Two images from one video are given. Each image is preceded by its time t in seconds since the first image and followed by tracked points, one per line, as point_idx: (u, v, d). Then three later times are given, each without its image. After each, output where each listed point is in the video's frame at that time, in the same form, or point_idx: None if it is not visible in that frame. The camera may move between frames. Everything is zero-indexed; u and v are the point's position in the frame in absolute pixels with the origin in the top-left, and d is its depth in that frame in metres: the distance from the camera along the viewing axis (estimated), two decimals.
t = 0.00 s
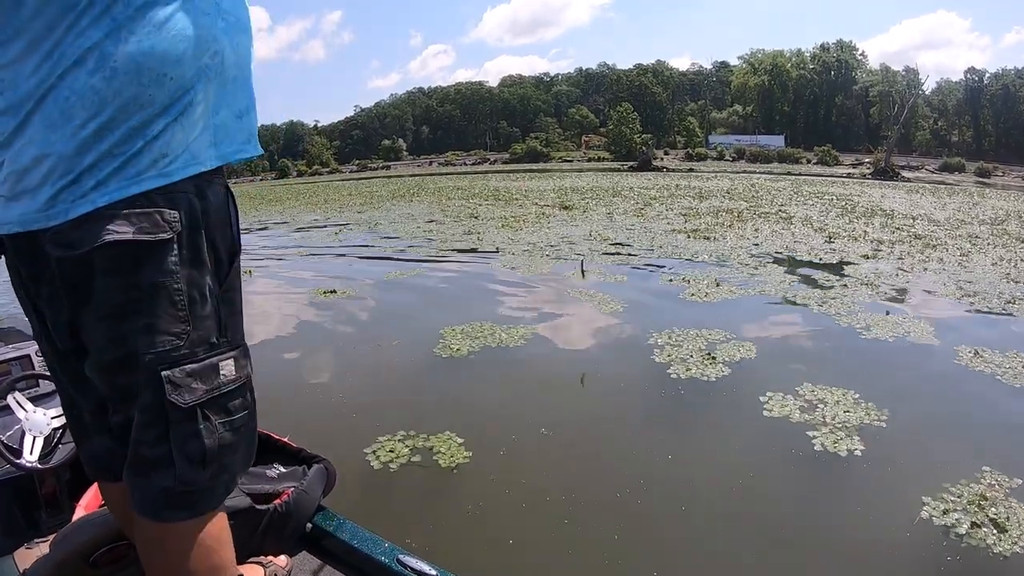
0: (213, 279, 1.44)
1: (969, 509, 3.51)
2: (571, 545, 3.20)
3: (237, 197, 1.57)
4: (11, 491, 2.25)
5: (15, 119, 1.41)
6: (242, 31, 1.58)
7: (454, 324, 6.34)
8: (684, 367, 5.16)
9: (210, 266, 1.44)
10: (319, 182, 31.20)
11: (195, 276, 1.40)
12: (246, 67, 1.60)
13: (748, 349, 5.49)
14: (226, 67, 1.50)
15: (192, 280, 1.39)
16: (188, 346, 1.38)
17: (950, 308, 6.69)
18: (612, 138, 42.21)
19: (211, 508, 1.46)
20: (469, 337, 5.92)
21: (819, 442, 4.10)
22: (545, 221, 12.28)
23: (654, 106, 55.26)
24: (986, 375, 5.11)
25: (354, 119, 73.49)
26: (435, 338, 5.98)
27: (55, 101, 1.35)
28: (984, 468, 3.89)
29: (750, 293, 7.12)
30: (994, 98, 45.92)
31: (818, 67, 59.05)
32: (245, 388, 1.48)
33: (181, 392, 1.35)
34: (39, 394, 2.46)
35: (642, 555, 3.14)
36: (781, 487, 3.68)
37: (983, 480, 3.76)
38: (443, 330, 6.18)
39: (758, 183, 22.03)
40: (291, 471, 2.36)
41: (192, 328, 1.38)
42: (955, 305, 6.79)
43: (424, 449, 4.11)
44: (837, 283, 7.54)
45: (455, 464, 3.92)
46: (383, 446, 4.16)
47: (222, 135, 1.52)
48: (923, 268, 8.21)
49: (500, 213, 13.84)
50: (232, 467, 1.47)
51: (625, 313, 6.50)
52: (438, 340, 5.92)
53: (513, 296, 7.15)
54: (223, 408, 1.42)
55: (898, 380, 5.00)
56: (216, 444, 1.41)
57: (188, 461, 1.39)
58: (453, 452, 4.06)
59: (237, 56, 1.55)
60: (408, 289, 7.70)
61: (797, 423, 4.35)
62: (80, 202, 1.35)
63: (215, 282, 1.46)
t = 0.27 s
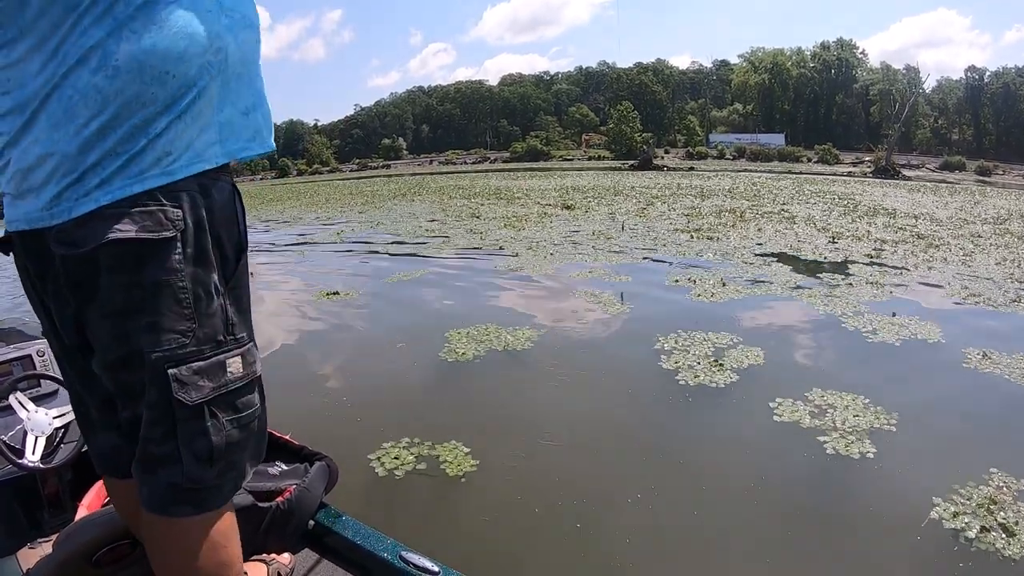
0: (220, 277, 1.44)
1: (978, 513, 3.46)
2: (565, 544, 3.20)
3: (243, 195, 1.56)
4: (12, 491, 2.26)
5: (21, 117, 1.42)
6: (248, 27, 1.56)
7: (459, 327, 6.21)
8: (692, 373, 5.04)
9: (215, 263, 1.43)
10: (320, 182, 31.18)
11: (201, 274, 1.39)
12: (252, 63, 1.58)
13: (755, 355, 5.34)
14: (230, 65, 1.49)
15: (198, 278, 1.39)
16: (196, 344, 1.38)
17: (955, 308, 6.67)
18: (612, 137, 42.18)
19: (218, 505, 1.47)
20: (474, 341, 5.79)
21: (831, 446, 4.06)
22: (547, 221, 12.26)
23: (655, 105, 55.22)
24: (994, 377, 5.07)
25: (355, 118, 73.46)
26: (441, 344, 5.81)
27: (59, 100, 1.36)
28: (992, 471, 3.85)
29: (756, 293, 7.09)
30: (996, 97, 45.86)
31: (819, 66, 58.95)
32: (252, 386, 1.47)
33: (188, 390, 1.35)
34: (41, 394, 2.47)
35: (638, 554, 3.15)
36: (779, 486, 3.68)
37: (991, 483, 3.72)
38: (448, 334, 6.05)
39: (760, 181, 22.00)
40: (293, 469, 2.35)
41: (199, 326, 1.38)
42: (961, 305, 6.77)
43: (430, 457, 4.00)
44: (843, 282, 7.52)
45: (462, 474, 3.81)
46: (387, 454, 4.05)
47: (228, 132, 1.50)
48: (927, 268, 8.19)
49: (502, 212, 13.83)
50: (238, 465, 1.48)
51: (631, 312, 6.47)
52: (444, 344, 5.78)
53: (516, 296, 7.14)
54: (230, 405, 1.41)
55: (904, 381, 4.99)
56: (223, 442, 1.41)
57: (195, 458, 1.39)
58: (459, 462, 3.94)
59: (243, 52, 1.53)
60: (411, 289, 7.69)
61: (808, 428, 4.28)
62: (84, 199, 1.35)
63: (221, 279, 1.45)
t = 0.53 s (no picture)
0: (216, 277, 1.43)
1: (988, 516, 3.45)
2: (564, 545, 3.21)
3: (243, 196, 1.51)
4: (12, 491, 2.25)
5: (18, 117, 1.44)
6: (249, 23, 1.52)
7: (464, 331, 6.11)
8: (700, 379, 4.95)
9: (212, 263, 1.41)
10: (319, 182, 31.07)
11: (194, 275, 1.38)
12: (254, 62, 1.53)
13: (763, 361, 5.24)
14: (229, 64, 1.46)
15: (192, 279, 1.38)
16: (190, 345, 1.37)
17: (960, 310, 6.66)
18: (612, 137, 42.16)
19: (218, 505, 1.47)
20: (477, 345, 5.68)
21: (840, 446, 4.07)
22: (549, 222, 12.25)
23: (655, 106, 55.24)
24: (1001, 380, 5.04)
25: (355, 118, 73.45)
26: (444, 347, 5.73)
27: (51, 100, 1.37)
28: (999, 476, 3.81)
29: (761, 295, 7.04)
30: (995, 98, 45.90)
31: (819, 66, 58.92)
32: (250, 387, 1.46)
33: (181, 392, 1.35)
34: (42, 393, 2.46)
35: (636, 553, 3.15)
36: (781, 488, 3.67)
37: (1000, 488, 3.69)
38: (451, 338, 5.93)
39: (761, 182, 22.00)
40: (295, 467, 2.33)
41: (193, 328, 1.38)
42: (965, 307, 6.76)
43: (436, 459, 3.99)
44: (849, 285, 7.48)
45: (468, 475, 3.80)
46: (394, 454, 4.04)
47: (227, 132, 1.47)
48: (931, 270, 8.18)
49: (503, 213, 13.82)
50: (240, 467, 1.47)
51: (636, 314, 6.43)
52: (447, 348, 5.69)
53: (519, 297, 7.12)
54: (226, 407, 1.41)
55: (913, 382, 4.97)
56: (220, 444, 1.40)
57: (191, 459, 1.39)
58: (464, 463, 3.93)
59: (243, 51, 1.50)
60: (413, 289, 7.67)
61: (817, 429, 4.27)
62: (75, 198, 1.36)
63: (219, 280, 1.43)
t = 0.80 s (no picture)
0: (205, 280, 1.42)
1: (999, 520, 3.42)
2: (568, 543, 3.23)
3: (235, 200, 1.49)
4: (12, 490, 2.26)
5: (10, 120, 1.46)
6: (240, 24, 1.48)
7: (466, 333, 6.09)
8: (708, 380, 4.94)
9: (199, 266, 1.41)
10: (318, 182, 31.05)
11: (180, 278, 1.38)
12: (247, 64, 1.49)
13: (769, 362, 5.25)
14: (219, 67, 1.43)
15: (177, 282, 1.38)
16: (176, 348, 1.37)
17: (963, 311, 6.66)
18: (612, 138, 42.16)
19: (210, 509, 1.47)
20: (481, 348, 5.67)
21: (848, 449, 4.03)
22: (550, 223, 12.24)
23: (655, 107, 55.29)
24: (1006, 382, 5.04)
25: (355, 118, 73.48)
26: (447, 349, 5.71)
27: (37, 103, 1.38)
28: (1008, 478, 3.80)
29: (765, 297, 7.00)
30: (995, 99, 45.99)
31: (819, 68, 58.97)
32: (242, 391, 1.45)
33: (168, 396, 1.35)
34: (41, 392, 2.46)
35: (640, 553, 3.16)
36: (786, 490, 3.67)
37: (1009, 491, 3.68)
38: (454, 340, 5.91)
39: (761, 183, 22.03)
40: (294, 467, 2.34)
41: (179, 331, 1.38)
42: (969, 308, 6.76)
43: (445, 459, 3.99)
44: (854, 287, 7.47)
45: (477, 475, 3.81)
46: (401, 454, 4.05)
47: (215, 137, 1.44)
48: (934, 272, 8.18)
49: (504, 214, 13.82)
50: (235, 471, 1.47)
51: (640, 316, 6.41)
52: (450, 350, 5.67)
53: (521, 298, 7.12)
54: (215, 411, 1.40)
55: (919, 384, 4.97)
56: (209, 449, 1.40)
57: (179, 464, 1.39)
58: (473, 463, 3.93)
59: (232, 53, 1.46)
60: (415, 290, 7.67)
61: (826, 432, 4.25)
62: (61, 201, 1.37)
63: (208, 283, 1.43)
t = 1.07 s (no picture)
0: (198, 281, 1.42)
1: (1011, 527, 3.36)
2: (567, 543, 3.23)
3: (230, 202, 1.49)
4: (12, 490, 2.26)
5: (8, 126, 1.48)
6: (227, 33, 1.47)
7: (469, 335, 6.05)
8: (714, 379, 4.95)
9: (191, 268, 1.40)
10: (319, 184, 31.04)
11: (172, 280, 1.38)
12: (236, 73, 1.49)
13: (775, 362, 5.25)
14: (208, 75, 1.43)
15: (170, 285, 1.38)
16: (170, 350, 1.37)
17: (969, 313, 6.64)
18: (613, 139, 42.13)
19: (206, 510, 1.47)
20: (485, 350, 5.64)
21: (857, 455, 3.98)
22: (552, 224, 12.23)
23: (655, 108, 55.31)
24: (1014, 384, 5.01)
25: (355, 119, 73.48)
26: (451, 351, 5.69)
27: (31, 110, 1.39)
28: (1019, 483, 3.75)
29: (770, 300, 6.97)
30: (995, 101, 45.99)
31: (819, 69, 59.01)
32: (237, 393, 1.45)
33: (161, 397, 1.35)
34: (41, 392, 2.45)
35: (640, 553, 3.16)
36: (786, 491, 3.65)
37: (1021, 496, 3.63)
38: (459, 341, 5.90)
39: (762, 185, 22.01)
40: (293, 467, 2.33)
41: (172, 333, 1.38)
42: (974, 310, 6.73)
43: (454, 463, 3.95)
44: (859, 289, 7.44)
45: (487, 480, 3.76)
46: (410, 458, 4.00)
47: (206, 146, 1.43)
48: (940, 274, 8.15)
49: (506, 215, 13.80)
50: (232, 472, 1.47)
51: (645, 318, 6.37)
52: (454, 352, 5.63)
53: (523, 299, 7.09)
54: (210, 413, 1.40)
55: (925, 386, 4.93)
56: (204, 450, 1.40)
57: (174, 465, 1.39)
58: (484, 467, 3.89)
59: (220, 61, 1.45)
60: (417, 292, 7.65)
61: (834, 437, 4.20)
62: (55, 205, 1.37)
63: (201, 285, 1.43)
